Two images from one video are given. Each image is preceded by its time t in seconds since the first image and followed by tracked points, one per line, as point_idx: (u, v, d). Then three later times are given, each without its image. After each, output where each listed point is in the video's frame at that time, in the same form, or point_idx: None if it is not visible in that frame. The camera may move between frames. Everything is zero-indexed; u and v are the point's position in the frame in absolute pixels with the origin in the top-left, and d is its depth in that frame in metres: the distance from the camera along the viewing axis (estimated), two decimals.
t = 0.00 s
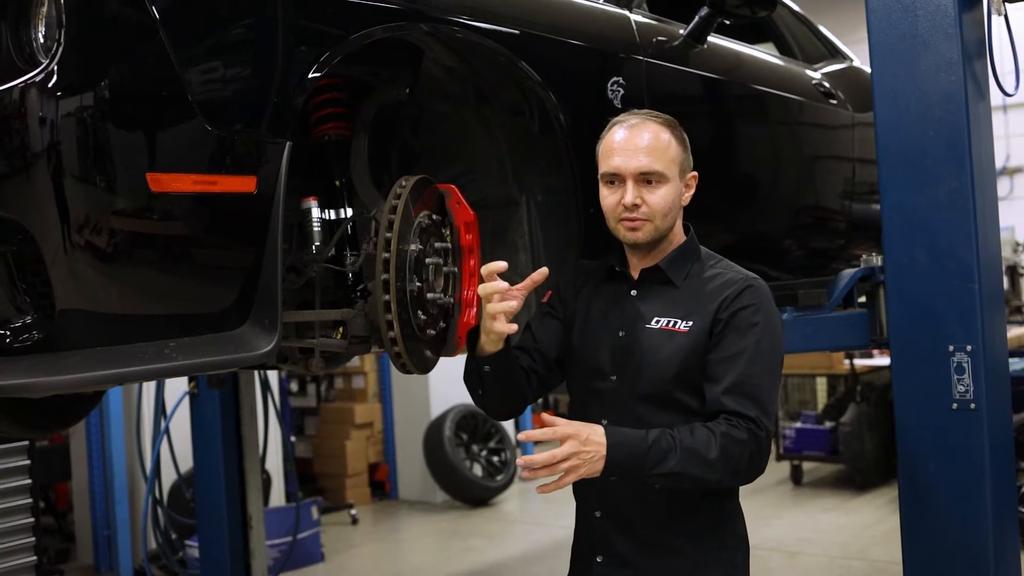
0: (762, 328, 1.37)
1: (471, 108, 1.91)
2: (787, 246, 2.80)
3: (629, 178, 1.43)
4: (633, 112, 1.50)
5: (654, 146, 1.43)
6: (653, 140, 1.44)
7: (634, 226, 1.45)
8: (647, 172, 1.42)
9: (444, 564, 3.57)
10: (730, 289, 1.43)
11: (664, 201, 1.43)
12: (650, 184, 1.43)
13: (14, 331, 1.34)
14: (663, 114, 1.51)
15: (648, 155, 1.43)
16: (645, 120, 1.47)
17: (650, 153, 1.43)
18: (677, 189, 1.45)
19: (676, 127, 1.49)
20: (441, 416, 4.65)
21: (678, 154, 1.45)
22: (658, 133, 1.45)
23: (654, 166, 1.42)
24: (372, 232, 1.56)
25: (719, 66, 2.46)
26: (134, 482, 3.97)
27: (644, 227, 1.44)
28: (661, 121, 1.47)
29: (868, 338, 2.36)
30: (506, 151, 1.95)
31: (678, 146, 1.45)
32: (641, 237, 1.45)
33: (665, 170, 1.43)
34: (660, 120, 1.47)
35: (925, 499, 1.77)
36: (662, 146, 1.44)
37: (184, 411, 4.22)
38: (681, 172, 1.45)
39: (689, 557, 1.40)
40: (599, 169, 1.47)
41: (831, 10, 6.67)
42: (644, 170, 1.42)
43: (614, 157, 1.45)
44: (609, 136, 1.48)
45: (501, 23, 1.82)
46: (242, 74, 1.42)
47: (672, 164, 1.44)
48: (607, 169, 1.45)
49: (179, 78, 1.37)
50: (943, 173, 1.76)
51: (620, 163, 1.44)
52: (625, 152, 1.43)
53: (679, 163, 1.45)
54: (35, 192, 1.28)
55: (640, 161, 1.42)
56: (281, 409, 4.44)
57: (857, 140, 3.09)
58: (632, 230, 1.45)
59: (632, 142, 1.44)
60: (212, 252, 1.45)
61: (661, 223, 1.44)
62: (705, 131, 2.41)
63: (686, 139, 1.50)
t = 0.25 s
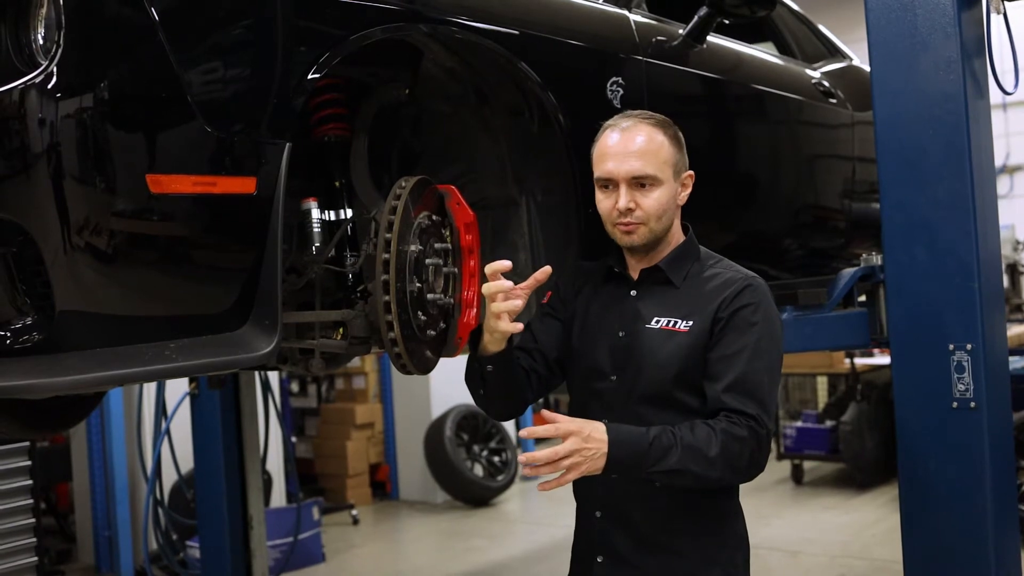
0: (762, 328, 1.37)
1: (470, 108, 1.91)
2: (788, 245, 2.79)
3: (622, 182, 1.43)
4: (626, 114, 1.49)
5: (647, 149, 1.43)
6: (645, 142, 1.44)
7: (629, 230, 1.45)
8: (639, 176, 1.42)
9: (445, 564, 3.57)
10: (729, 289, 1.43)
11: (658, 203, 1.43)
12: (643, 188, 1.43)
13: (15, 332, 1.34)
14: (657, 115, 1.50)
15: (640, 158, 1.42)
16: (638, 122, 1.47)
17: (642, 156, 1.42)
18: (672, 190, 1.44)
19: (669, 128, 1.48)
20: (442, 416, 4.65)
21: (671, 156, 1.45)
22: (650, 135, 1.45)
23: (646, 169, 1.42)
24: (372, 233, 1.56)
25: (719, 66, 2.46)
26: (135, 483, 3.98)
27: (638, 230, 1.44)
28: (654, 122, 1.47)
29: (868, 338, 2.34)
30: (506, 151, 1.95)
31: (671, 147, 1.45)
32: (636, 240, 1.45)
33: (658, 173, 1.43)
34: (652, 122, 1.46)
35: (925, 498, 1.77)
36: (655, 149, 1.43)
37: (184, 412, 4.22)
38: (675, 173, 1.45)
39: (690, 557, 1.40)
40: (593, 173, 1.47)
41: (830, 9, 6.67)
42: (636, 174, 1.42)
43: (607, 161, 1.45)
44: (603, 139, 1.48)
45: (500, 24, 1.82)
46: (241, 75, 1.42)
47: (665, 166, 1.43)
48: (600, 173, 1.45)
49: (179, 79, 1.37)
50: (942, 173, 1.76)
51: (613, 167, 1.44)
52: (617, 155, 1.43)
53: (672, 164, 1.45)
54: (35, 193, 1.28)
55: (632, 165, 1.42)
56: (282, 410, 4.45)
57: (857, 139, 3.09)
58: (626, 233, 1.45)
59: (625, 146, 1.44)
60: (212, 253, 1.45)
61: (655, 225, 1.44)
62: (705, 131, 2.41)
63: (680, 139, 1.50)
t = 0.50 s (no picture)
0: (762, 328, 1.37)
1: (470, 108, 1.91)
2: (788, 246, 2.80)
3: (618, 184, 1.43)
4: (623, 116, 1.50)
5: (643, 151, 1.43)
6: (641, 145, 1.44)
7: (625, 232, 1.45)
8: (635, 178, 1.42)
9: (445, 564, 3.57)
10: (729, 288, 1.43)
11: (654, 205, 1.43)
12: (639, 189, 1.43)
13: (15, 331, 1.34)
14: (656, 116, 1.50)
15: (635, 160, 1.42)
16: (635, 124, 1.47)
17: (638, 158, 1.42)
18: (668, 192, 1.44)
19: (667, 129, 1.48)
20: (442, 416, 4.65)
21: (668, 158, 1.44)
22: (647, 137, 1.45)
23: (642, 171, 1.42)
24: (372, 232, 1.56)
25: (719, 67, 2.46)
26: (134, 481, 3.98)
27: (635, 232, 1.44)
28: (651, 124, 1.47)
29: (868, 339, 2.35)
30: (506, 152, 1.96)
31: (668, 149, 1.45)
32: (632, 242, 1.45)
33: (654, 175, 1.43)
34: (649, 124, 1.46)
35: (924, 499, 1.77)
36: (651, 150, 1.43)
37: (184, 411, 4.22)
38: (671, 175, 1.44)
39: (689, 557, 1.40)
40: (591, 175, 1.48)
41: (831, 10, 6.67)
42: (632, 176, 1.42)
43: (603, 163, 1.45)
44: (600, 141, 1.48)
45: (500, 24, 1.83)
46: (242, 74, 1.42)
47: (662, 168, 1.43)
48: (596, 175, 1.46)
49: (179, 79, 1.37)
50: (942, 174, 1.76)
51: (609, 168, 1.44)
52: (613, 157, 1.44)
53: (669, 166, 1.44)
54: (35, 192, 1.28)
55: (627, 167, 1.42)
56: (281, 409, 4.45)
57: (857, 141, 3.09)
58: (623, 235, 1.45)
59: (621, 148, 1.44)
60: (212, 252, 1.45)
61: (652, 227, 1.44)
62: (706, 131, 2.41)
63: (678, 140, 1.50)
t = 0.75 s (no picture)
0: (762, 329, 1.37)
1: (471, 108, 1.90)
2: (788, 247, 2.80)
3: (619, 179, 1.44)
4: (617, 117, 1.51)
5: (640, 146, 1.44)
6: (638, 140, 1.45)
7: (629, 227, 1.45)
8: (635, 172, 1.43)
9: (444, 564, 3.57)
10: (730, 290, 1.43)
11: (656, 198, 1.43)
12: (640, 183, 1.43)
13: (15, 329, 1.35)
14: (648, 117, 1.52)
15: (634, 155, 1.43)
16: (630, 123, 1.49)
17: (636, 153, 1.43)
18: (668, 186, 1.45)
19: (660, 127, 1.50)
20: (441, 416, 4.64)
21: (665, 153, 1.45)
22: (642, 134, 1.46)
23: (641, 165, 1.43)
24: (372, 233, 1.56)
25: (719, 68, 2.46)
26: (133, 480, 3.98)
27: (638, 227, 1.44)
28: (645, 123, 1.49)
29: (867, 340, 2.37)
30: (507, 152, 1.96)
31: (664, 145, 1.46)
32: (637, 237, 1.45)
33: (653, 168, 1.43)
34: (644, 122, 1.48)
35: (923, 501, 1.77)
36: (648, 146, 1.44)
37: (183, 409, 4.22)
38: (669, 169, 1.45)
39: (689, 558, 1.40)
40: (590, 176, 1.48)
41: (830, 10, 6.67)
42: (632, 169, 1.43)
43: (602, 161, 1.46)
44: (597, 141, 1.49)
45: (500, 24, 1.84)
46: (242, 73, 1.42)
47: (659, 161, 1.44)
48: (596, 174, 1.46)
49: (180, 78, 1.36)
50: (942, 175, 1.76)
51: (608, 166, 1.44)
52: (611, 155, 1.44)
53: (666, 160, 1.45)
54: (35, 191, 1.28)
55: (627, 162, 1.43)
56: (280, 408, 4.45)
57: (857, 142, 3.09)
58: (627, 231, 1.45)
59: (619, 145, 1.45)
60: (212, 251, 1.45)
61: (655, 221, 1.44)
62: (706, 132, 2.41)
63: (672, 138, 1.51)
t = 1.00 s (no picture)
0: (762, 329, 1.37)
1: (471, 109, 1.90)
2: (788, 248, 2.80)
3: (612, 184, 1.44)
4: (608, 122, 1.51)
5: (631, 149, 1.44)
6: (630, 144, 1.45)
7: (625, 232, 1.45)
8: (627, 175, 1.43)
9: (444, 564, 3.57)
10: (729, 291, 1.43)
11: (650, 201, 1.43)
12: (634, 187, 1.43)
13: (15, 329, 1.35)
14: (639, 120, 1.52)
15: (626, 158, 1.44)
16: (621, 128, 1.49)
17: (629, 156, 1.44)
18: (662, 188, 1.45)
19: (651, 130, 1.50)
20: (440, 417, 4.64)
21: (658, 155, 1.46)
22: (633, 137, 1.46)
23: (633, 168, 1.43)
24: (373, 233, 1.56)
25: (719, 69, 2.46)
26: (132, 479, 3.98)
27: (634, 231, 1.44)
28: (636, 126, 1.49)
29: (867, 341, 2.39)
30: (507, 153, 1.95)
31: (656, 146, 1.46)
32: (634, 241, 1.45)
33: (646, 171, 1.44)
34: (634, 126, 1.49)
35: (923, 502, 1.77)
36: (640, 149, 1.45)
37: (182, 409, 4.22)
38: (662, 170, 1.46)
39: (690, 559, 1.40)
40: (583, 181, 1.48)
41: (830, 11, 6.67)
42: (625, 173, 1.43)
43: (595, 167, 1.46)
44: (589, 146, 1.49)
45: (500, 25, 1.84)
46: (243, 74, 1.41)
47: (651, 164, 1.44)
48: (589, 179, 1.46)
49: (180, 78, 1.36)
50: (941, 177, 1.76)
51: (601, 170, 1.45)
52: (603, 160, 1.45)
53: (659, 162, 1.46)
54: (36, 191, 1.28)
55: (619, 165, 1.43)
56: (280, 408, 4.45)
57: (857, 143, 3.09)
58: (623, 235, 1.45)
59: (612, 150, 1.45)
60: (212, 251, 1.45)
61: (650, 223, 1.44)
62: (706, 133, 2.41)
63: (664, 139, 1.51)
